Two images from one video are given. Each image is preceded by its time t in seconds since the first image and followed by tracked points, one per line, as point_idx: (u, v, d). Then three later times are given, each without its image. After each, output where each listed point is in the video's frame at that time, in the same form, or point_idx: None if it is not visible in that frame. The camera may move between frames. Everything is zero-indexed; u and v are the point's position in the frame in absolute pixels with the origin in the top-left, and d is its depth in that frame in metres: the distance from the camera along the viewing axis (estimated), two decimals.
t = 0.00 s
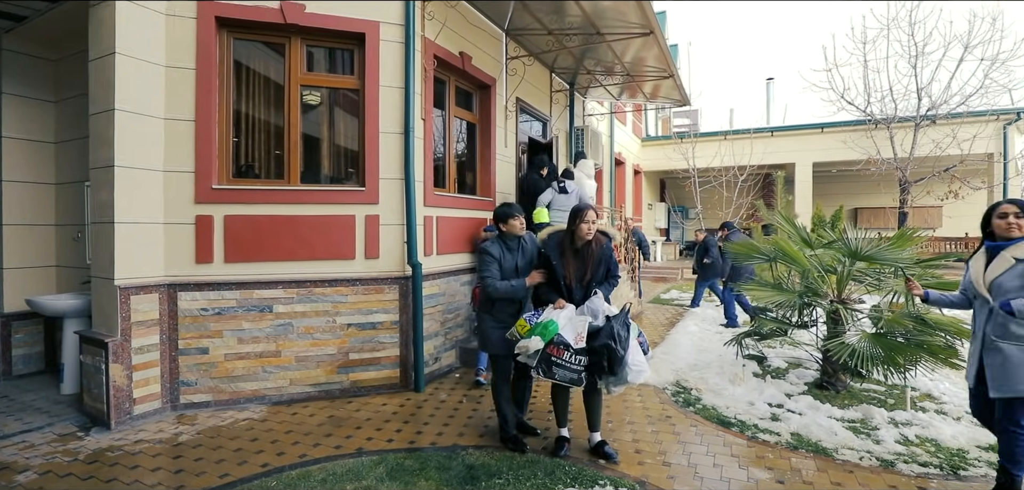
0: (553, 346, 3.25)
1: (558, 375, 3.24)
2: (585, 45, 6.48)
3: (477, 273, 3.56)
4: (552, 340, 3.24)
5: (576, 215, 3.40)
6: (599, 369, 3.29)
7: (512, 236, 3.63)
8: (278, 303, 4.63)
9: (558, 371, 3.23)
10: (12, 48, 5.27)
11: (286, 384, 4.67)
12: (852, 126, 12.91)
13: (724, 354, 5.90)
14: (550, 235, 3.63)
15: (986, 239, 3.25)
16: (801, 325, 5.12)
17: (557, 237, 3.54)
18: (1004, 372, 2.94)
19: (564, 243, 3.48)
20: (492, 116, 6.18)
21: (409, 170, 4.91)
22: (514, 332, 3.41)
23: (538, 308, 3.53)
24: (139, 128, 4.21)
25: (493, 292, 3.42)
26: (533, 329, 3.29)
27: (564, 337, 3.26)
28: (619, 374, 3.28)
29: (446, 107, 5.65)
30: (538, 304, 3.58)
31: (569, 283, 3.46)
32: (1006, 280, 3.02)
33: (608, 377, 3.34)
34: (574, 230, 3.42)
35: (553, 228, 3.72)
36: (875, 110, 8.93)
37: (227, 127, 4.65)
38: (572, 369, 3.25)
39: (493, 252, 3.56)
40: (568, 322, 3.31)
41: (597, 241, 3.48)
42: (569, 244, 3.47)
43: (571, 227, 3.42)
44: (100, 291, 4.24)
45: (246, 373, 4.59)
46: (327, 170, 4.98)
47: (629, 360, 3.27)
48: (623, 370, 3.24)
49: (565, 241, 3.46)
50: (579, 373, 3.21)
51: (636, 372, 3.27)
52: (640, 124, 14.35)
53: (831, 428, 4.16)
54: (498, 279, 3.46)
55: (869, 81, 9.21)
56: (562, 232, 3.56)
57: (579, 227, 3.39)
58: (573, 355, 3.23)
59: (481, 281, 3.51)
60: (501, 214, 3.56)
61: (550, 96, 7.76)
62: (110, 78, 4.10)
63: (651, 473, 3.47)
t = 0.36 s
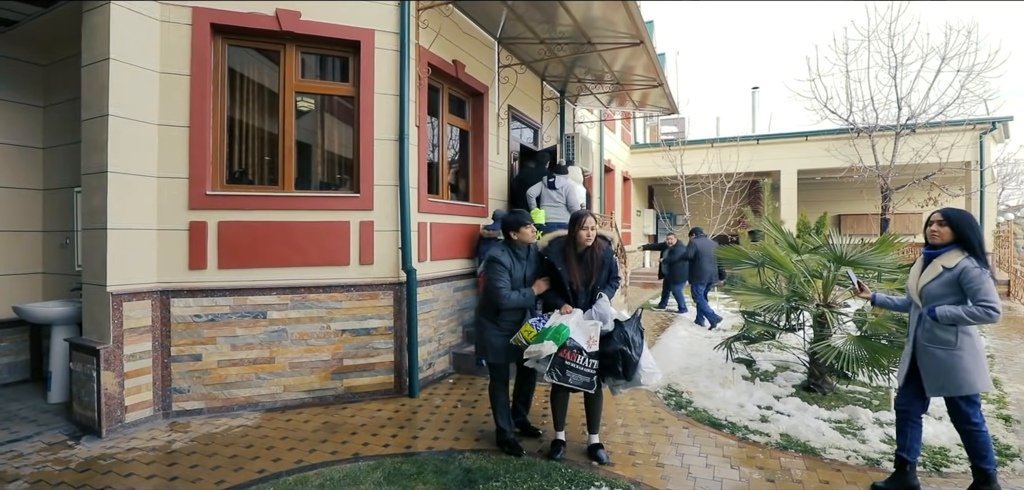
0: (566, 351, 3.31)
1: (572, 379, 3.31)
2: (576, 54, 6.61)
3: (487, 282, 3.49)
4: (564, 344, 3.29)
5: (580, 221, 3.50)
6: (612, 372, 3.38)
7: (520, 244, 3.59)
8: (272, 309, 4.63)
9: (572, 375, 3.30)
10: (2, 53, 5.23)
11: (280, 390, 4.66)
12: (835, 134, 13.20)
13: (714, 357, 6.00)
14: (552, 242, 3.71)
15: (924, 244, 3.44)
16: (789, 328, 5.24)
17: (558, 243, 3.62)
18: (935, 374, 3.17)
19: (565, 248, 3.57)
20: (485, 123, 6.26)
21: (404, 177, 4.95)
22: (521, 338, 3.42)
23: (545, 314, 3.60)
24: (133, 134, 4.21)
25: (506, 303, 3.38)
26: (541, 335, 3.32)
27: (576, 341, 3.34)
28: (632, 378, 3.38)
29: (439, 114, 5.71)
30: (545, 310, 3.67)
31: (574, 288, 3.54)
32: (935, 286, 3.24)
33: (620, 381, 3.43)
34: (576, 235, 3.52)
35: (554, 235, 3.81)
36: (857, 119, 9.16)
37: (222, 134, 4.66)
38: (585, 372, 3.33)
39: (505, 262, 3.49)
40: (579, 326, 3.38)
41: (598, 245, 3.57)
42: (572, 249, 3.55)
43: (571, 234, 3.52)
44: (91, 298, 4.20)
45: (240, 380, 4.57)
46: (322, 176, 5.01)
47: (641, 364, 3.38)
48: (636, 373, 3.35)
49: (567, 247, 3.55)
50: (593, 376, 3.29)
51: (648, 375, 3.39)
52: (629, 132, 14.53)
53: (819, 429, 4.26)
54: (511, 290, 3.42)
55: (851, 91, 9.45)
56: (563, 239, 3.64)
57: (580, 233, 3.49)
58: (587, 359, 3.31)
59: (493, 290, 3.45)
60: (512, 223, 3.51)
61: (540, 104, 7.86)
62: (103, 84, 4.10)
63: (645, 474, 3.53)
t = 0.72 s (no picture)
0: (563, 350, 3.38)
1: (570, 379, 3.38)
2: (569, 63, 6.72)
3: (487, 286, 3.57)
4: (559, 345, 3.37)
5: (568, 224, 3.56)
6: (612, 370, 3.46)
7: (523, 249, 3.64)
8: (269, 314, 4.64)
9: (570, 374, 3.38)
10: None
11: (277, 395, 4.67)
12: (821, 141, 13.46)
13: (706, 360, 6.10)
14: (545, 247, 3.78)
15: (862, 247, 3.58)
16: (778, 331, 5.36)
17: (550, 247, 3.68)
18: (860, 369, 3.32)
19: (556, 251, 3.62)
20: (480, 129, 6.34)
21: (400, 183, 5.00)
22: (517, 343, 3.50)
23: (537, 317, 3.65)
24: (130, 139, 4.22)
25: (505, 307, 3.47)
26: (535, 338, 3.40)
27: (571, 341, 3.40)
28: (631, 373, 3.47)
29: (435, 121, 5.78)
30: (538, 313, 3.72)
31: (563, 289, 3.59)
32: (867, 288, 3.40)
33: (619, 377, 3.51)
34: (565, 238, 3.58)
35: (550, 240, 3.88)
36: (842, 127, 9.37)
37: (218, 139, 4.68)
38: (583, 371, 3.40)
39: (503, 267, 3.57)
40: (572, 327, 3.44)
41: (589, 248, 3.62)
42: (562, 253, 3.60)
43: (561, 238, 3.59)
44: (87, 303, 4.19)
45: (237, 385, 4.57)
46: (318, 181, 5.04)
47: (639, 359, 3.49)
48: (635, 369, 3.44)
49: (558, 251, 3.60)
50: (590, 375, 3.37)
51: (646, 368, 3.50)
52: (620, 138, 14.70)
53: (809, 428, 4.36)
54: (509, 294, 3.50)
55: (837, 99, 9.66)
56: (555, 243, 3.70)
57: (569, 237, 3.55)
58: (583, 358, 3.39)
59: (493, 294, 3.53)
60: (516, 229, 3.61)
61: (533, 110, 7.96)
62: (101, 88, 4.10)
63: (641, 473, 3.60)
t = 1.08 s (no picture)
0: (550, 352, 3.46)
1: (556, 379, 3.46)
2: (567, 67, 6.81)
3: (491, 281, 3.60)
4: (549, 347, 3.46)
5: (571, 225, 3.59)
6: (595, 373, 3.52)
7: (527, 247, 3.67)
8: (272, 315, 4.68)
9: (556, 375, 3.45)
10: None
11: (280, 396, 4.71)
12: (815, 145, 13.64)
13: (703, 361, 6.19)
14: (549, 246, 3.82)
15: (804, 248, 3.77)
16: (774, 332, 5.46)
17: (555, 248, 3.75)
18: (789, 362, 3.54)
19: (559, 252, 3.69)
20: (480, 132, 6.41)
21: (403, 186, 5.06)
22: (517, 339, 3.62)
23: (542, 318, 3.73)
24: (135, 141, 4.25)
25: (509, 304, 3.51)
26: (532, 336, 3.51)
27: (561, 343, 3.47)
28: (614, 378, 3.48)
29: (436, 124, 5.85)
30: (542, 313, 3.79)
31: (567, 290, 3.66)
32: (800, 288, 3.62)
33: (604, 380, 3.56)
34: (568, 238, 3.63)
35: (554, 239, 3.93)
36: (835, 131, 9.51)
37: (222, 142, 4.71)
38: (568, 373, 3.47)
39: (505, 264, 3.60)
40: (565, 330, 3.52)
41: (593, 250, 3.66)
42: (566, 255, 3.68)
43: (563, 240, 3.63)
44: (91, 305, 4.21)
45: (240, 386, 4.61)
46: (320, 183, 5.09)
47: (624, 363, 3.49)
48: (618, 374, 3.44)
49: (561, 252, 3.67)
50: (576, 377, 3.43)
51: (632, 376, 3.48)
52: (615, 141, 14.82)
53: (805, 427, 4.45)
54: (513, 292, 3.54)
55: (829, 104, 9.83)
56: (558, 244, 3.77)
57: (569, 242, 3.59)
58: (570, 360, 3.45)
59: (495, 289, 3.56)
60: (517, 227, 3.64)
61: (532, 114, 8.04)
62: (107, 91, 4.13)
63: (642, 471, 3.68)
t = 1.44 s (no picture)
0: (548, 351, 3.53)
1: (553, 377, 3.53)
2: (561, 69, 6.90)
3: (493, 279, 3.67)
4: (547, 345, 3.53)
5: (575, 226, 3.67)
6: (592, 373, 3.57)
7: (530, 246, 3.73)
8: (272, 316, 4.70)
9: (554, 373, 3.52)
10: None
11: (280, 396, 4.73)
12: (802, 147, 13.87)
13: (696, 359, 6.30)
14: (552, 246, 3.90)
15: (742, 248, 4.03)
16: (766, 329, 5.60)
17: (557, 249, 3.84)
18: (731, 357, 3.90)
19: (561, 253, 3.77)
20: (475, 134, 6.47)
21: (401, 187, 5.11)
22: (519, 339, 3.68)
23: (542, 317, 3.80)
24: (134, 142, 4.25)
25: (511, 302, 3.58)
26: (531, 335, 3.57)
27: (560, 342, 3.54)
28: (611, 378, 3.55)
29: (432, 126, 5.90)
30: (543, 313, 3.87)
31: (567, 290, 3.74)
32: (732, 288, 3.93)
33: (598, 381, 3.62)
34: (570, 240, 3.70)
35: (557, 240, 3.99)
36: (822, 133, 9.70)
37: (220, 143, 4.72)
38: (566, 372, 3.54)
39: (507, 262, 3.66)
40: (564, 329, 3.58)
41: (595, 251, 3.72)
42: (569, 255, 3.75)
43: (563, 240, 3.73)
44: (89, 306, 4.20)
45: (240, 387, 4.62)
46: (318, 184, 5.11)
47: (621, 364, 3.56)
48: (615, 375, 3.52)
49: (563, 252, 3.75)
50: (573, 376, 3.50)
51: (628, 377, 3.54)
52: (607, 142, 14.97)
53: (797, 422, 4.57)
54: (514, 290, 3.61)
55: (817, 106, 10.02)
56: (560, 244, 3.86)
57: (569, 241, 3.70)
58: (568, 359, 3.52)
59: (498, 289, 3.64)
60: (520, 227, 3.69)
61: (526, 115, 8.12)
62: (105, 92, 4.12)
63: (641, 466, 3.76)
